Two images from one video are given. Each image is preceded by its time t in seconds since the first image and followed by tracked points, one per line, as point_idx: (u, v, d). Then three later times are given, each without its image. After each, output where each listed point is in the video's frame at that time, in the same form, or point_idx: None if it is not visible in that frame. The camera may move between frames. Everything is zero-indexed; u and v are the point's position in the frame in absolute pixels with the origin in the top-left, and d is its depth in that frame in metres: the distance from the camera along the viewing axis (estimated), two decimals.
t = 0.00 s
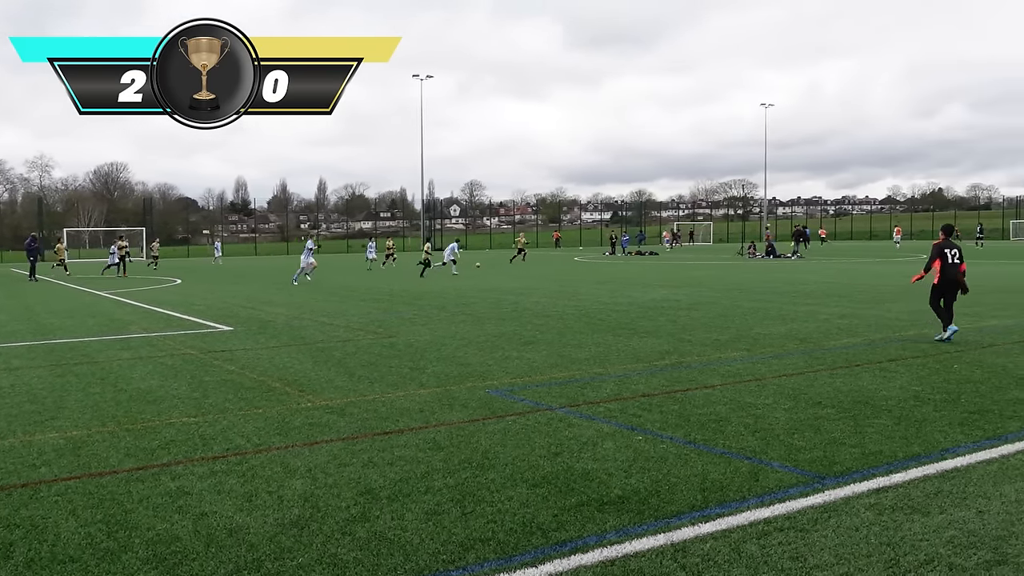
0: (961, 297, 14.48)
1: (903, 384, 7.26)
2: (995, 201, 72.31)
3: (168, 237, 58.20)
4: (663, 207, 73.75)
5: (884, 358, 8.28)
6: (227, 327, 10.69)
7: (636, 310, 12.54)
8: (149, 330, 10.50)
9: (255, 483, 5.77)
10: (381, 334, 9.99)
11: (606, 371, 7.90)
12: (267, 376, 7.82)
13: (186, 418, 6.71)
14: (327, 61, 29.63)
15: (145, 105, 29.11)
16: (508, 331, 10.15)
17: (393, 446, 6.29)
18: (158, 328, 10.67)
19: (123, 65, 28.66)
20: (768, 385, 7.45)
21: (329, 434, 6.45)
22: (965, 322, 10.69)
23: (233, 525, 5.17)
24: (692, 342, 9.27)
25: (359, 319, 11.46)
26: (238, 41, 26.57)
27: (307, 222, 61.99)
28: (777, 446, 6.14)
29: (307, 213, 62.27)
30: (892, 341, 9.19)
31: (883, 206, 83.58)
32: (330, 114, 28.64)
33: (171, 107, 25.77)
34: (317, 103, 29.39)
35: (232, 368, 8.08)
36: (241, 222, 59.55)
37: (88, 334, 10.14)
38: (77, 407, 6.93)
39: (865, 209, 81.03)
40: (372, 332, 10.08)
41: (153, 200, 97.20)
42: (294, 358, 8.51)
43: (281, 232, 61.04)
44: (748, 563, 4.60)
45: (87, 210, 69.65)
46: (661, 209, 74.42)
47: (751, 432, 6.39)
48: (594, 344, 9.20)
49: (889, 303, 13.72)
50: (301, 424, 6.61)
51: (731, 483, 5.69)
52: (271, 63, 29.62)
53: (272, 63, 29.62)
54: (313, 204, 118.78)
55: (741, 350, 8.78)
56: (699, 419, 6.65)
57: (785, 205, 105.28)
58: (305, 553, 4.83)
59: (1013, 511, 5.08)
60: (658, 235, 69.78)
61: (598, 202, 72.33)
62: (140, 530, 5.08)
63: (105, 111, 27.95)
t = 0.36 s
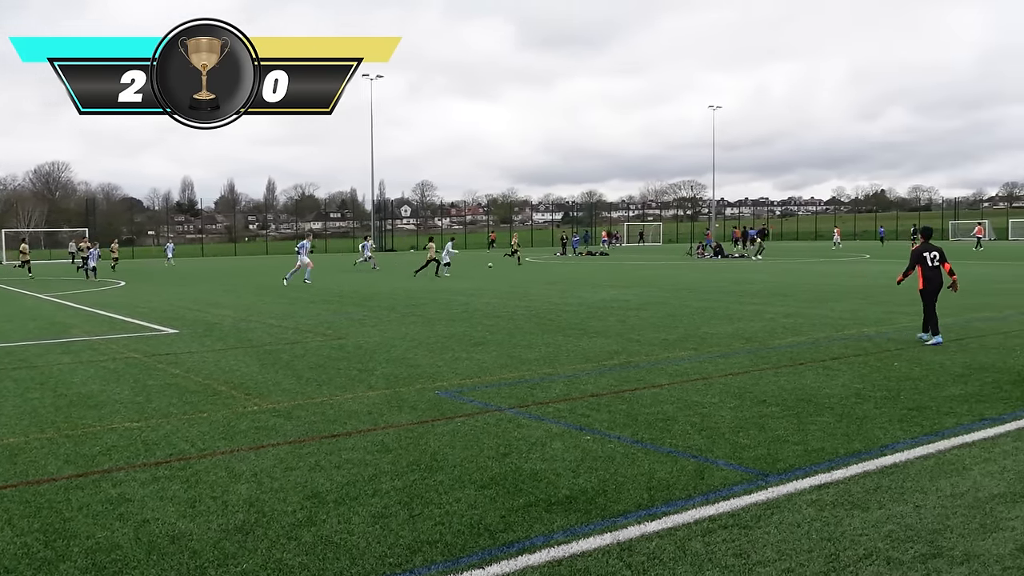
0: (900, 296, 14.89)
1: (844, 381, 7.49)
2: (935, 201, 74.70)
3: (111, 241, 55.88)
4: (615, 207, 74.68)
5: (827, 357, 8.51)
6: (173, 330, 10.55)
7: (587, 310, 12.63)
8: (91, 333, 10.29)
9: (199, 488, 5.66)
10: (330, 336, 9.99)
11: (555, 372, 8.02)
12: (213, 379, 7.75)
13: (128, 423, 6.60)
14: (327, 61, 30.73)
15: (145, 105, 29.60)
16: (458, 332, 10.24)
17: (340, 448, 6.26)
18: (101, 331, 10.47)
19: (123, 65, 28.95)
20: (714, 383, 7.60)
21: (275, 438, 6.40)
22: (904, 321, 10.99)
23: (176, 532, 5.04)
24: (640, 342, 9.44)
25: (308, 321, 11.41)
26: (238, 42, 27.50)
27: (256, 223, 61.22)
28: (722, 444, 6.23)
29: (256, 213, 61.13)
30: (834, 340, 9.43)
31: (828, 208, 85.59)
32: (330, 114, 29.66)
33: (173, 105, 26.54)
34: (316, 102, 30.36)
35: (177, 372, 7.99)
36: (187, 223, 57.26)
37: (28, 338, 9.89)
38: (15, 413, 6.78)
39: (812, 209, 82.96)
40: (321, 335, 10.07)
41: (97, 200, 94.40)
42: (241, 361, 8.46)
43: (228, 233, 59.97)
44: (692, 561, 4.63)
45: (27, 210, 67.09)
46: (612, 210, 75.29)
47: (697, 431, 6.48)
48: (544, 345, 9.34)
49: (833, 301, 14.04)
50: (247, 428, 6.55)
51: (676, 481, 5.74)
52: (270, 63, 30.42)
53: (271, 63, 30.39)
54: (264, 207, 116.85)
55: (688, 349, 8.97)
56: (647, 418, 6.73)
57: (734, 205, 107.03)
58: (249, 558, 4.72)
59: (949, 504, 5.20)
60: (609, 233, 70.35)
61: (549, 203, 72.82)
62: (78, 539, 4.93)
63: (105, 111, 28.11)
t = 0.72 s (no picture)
0: (846, 296, 15.19)
1: (793, 380, 7.65)
2: (881, 203, 76.71)
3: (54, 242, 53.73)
4: (570, 208, 75.18)
5: (777, 355, 8.68)
6: (120, 332, 10.35)
7: (540, 311, 12.70)
8: (35, 336, 10.03)
9: (146, 494, 5.51)
10: (283, 337, 9.92)
11: (509, 373, 8.08)
12: (161, 383, 7.64)
13: (72, 429, 6.45)
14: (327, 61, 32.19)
15: (146, 105, 30.17)
16: (412, 334, 10.25)
17: (291, 452, 6.19)
18: (45, 334, 10.20)
19: (123, 65, 29.27)
20: (665, 383, 7.72)
21: (224, 442, 6.30)
22: (851, 319, 11.20)
23: (121, 539, 4.87)
24: (593, 342, 9.55)
25: (260, 323, 11.29)
26: (237, 42, 29.33)
27: (206, 223, 60.61)
28: (673, 443, 6.29)
29: (207, 213, 60.63)
30: (783, 339, 9.60)
31: (779, 210, 87.20)
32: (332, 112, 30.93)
33: (175, 104, 28.41)
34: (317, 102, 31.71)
35: (125, 375, 7.85)
36: (135, 224, 55.98)
37: None
38: None
39: (762, 210, 84.40)
40: (273, 336, 10.00)
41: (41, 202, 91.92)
42: (190, 364, 8.35)
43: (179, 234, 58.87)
44: (643, 560, 4.61)
45: None
46: (566, 210, 75.83)
47: (649, 430, 6.54)
48: (498, 345, 9.40)
49: (782, 300, 14.26)
50: (195, 433, 6.45)
51: (629, 480, 5.75)
52: (271, 63, 31.59)
53: (272, 63, 31.51)
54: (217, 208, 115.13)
55: (641, 349, 9.08)
56: (599, 418, 6.80)
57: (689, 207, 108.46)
58: (196, 565, 4.57)
59: (894, 499, 5.29)
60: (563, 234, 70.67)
61: (504, 204, 73.23)
62: (18, 548, 4.75)
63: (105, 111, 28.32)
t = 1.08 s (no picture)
0: (801, 296, 15.40)
1: (751, 378, 7.77)
2: (837, 204, 78.22)
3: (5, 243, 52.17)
4: (531, 208, 75.31)
5: (736, 354, 8.78)
6: (73, 335, 10.14)
7: (502, 311, 12.70)
8: None
9: (100, 500, 5.37)
10: (241, 339, 9.81)
11: (470, 374, 8.09)
12: (116, 386, 7.51)
13: (23, 434, 6.30)
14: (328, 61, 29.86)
15: (147, 106, 31.05)
16: (372, 335, 10.20)
17: (249, 455, 6.11)
18: None
19: (123, 66, 29.62)
20: (627, 382, 7.78)
21: (181, 446, 6.21)
22: (809, 318, 11.36)
23: (74, 546, 4.72)
24: (555, 342, 9.60)
25: (218, 325, 11.14)
26: (237, 43, 30.93)
27: (163, 223, 58.79)
28: (634, 443, 6.33)
29: (165, 214, 59.17)
30: (742, 338, 9.71)
31: (737, 211, 88.38)
32: (332, 114, 29.59)
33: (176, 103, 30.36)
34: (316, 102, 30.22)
35: (79, 379, 7.70)
36: (89, 225, 54.76)
37: None
38: None
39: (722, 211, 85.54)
40: (231, 338, 9.89)
41: None
42: (146, 367, 8.22)
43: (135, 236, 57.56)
44: (604, 559, 4.59)
45: None
46: (528, 211, 76.02)
47: (610, 430, 6.58)
48: (460, 346, 9.40)
49: (740, 300, 14.39)
50: (151, 437, 6.34)
51: (590, 480, 5.76)
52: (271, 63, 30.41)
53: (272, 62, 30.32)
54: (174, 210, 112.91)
55: (602, 349, 9.15)
56: (561, 418, 6.83)
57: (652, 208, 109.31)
58: (152, 571, 4.44)
59: (849, 496, 5.36)
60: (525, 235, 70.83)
61: (465, 205, 73.27)
62: None
63: (104, 112, 28.37)
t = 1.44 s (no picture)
0: (772, 296, 15.52)
1: (723, 378, 7.82)
2: (810, 204, 79.03)
3: None
4: (506, 208, 75.31)
5: (708, 354, 8.84)
6: (39, 336, 10.00)
7: (475, 311, 12.70)
8: None
9: (67, 503, 5.28)
10: (213, 340, 9.74)
11: (443, 374, 8.10)
12: (84, 388, 7.43)
13: None
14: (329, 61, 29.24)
15: (147, 104, 32.48)
16: (346, 335, 10.17)
17: (219, 456, 6.06)
18: None
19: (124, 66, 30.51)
20: (600, 382, 7.83)
21: (151, 448, 6.15)
22: (780, 318, 11.44)
23: (39, 550, 4.63)
24: (528, 342, 9.62)
25: (189, 325, 11.05)
26: (237, 44, 32.40)
27: (135, 223, 58.20)
28: (606, 442, 6.35)
29: (135, 213, 58.63)
30: (715, 338, 9.76)
31: (711, 211, 89.01)
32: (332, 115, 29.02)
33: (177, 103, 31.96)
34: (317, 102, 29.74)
35: (46, 381, 7.61)
36: (60, 225, 53.94)
37: None
38: None
39: (696, 211, 86.27)
40: (203, 339, 9.82)
41: None
42: (116, 369, 8.14)
43: (105, 235, 56.92)
44: (576, 558, 4.57)
45: None
46: (502, 211, 76.02)
47: (583, 430, 6.60)
48: (433, 346, 9.40)
49: (713, 300, 14.47)
50: (121, 439, 6.28)
51: (562, 479, 5.75)
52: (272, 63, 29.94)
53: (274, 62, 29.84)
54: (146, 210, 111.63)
55: (575, 349, 9.18)
56: (534, 418, 6.85)
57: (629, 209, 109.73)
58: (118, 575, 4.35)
59: (819, 494, 5.40)
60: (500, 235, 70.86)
61: (440, 205, 73.26)
62: None
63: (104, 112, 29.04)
